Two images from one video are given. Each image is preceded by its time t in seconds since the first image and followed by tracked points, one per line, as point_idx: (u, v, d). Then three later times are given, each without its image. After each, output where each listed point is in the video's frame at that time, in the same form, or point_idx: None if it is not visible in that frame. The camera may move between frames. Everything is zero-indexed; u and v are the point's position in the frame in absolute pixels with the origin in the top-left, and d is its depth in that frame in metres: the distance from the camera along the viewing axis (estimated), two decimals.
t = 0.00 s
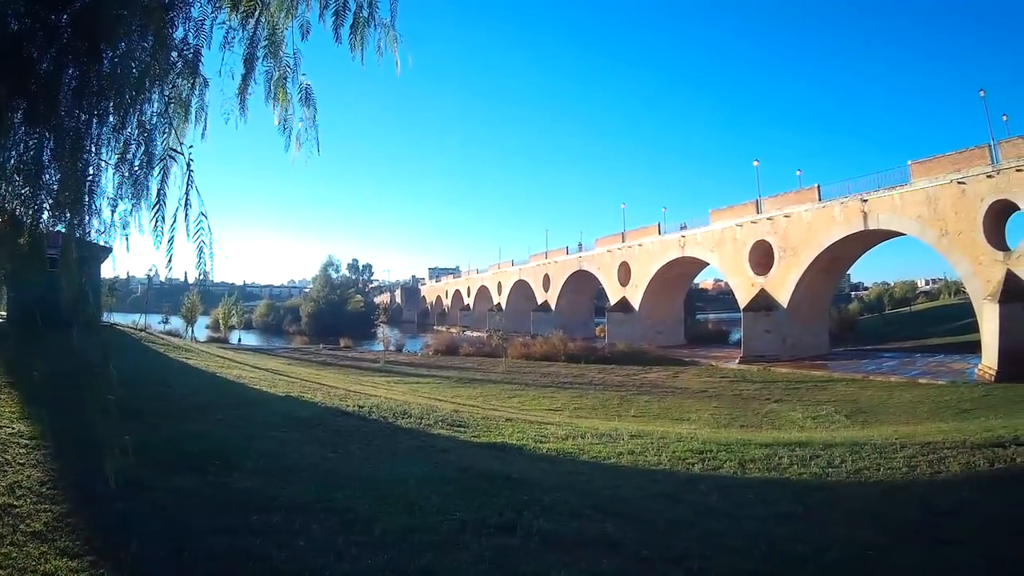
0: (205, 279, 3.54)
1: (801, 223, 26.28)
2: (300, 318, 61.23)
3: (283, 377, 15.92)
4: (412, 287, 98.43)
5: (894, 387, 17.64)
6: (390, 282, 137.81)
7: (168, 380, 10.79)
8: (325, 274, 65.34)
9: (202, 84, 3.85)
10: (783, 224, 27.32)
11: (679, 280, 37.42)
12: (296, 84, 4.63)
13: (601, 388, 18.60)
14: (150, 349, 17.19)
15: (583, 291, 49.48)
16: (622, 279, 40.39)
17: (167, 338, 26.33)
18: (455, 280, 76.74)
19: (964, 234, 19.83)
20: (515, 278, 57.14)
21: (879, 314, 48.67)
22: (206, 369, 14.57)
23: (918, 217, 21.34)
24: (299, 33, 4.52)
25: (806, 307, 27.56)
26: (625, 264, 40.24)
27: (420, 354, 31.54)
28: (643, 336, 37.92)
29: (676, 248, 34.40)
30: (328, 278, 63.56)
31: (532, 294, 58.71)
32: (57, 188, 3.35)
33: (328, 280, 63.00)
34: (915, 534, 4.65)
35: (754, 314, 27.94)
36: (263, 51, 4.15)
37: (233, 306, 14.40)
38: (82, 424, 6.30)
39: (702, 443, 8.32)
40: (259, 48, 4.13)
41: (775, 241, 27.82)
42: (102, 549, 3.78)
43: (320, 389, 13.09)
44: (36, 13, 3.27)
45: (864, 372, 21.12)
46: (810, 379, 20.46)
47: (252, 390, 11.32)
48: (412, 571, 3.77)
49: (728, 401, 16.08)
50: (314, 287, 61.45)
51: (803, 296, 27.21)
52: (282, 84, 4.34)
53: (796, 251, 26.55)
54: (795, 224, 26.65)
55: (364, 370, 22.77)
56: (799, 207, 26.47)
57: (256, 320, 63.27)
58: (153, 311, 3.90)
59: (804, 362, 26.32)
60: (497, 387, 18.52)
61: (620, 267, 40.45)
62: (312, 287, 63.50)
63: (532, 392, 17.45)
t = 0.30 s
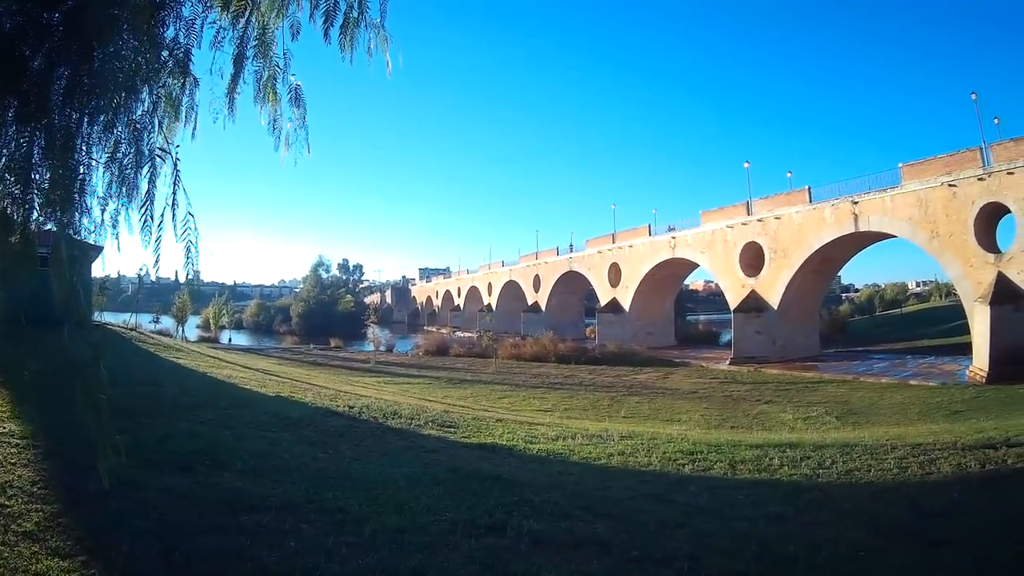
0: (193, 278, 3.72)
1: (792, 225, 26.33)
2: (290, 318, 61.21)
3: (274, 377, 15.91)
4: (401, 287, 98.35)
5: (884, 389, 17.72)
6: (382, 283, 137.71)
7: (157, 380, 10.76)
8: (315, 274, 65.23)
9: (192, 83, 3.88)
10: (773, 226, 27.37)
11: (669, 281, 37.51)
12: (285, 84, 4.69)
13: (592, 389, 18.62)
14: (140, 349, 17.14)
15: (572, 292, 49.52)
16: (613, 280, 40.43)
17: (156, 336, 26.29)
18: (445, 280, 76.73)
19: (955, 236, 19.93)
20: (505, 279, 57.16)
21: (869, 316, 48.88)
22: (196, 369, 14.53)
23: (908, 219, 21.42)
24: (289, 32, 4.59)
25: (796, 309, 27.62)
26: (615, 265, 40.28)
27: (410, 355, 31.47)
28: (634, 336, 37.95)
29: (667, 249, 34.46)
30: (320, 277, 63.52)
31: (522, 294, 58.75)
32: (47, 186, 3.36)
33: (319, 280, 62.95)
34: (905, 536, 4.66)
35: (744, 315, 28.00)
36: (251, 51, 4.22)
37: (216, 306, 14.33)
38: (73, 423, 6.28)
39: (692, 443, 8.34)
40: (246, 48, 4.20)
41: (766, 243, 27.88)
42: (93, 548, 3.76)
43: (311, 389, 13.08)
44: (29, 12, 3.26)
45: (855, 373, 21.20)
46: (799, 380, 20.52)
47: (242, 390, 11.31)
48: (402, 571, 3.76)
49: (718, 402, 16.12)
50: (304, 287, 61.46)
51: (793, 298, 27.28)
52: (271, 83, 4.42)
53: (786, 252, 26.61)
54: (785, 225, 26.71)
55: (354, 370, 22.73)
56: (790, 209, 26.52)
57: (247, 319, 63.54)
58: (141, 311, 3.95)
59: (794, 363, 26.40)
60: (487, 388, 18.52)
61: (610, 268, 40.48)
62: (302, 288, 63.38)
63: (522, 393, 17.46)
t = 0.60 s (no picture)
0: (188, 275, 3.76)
1: (787, 224, 26.36)
2: (285, 316, 61.22)
3: (269, 375, 15.91)
4: (395, 285, 98.22)
5: (878, 387, 17.75)
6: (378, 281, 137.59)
7: (151, 378, 10.74)
8: (311, 272, 65.11)
9: (187, 81, 3.92)
10: (769, 225, 27.41)
11: (664, 279, 37.55)
12: (279, 82, 4.73)
13: (586, 387, 18.64)
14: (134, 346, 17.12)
15: (567, 291, 49.53)
16: (607, 279, 40.44)
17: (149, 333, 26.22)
18: (439, 279, 76.68)
19: (951, 235, 19.96)
20: (500, 277, 57.14)
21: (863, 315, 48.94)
22: (191, 366, 14.52)
23: (904, 218, 21.46)
24: (285, 30, 4.60)
25: (791, 308, 27.65)
26: (610, 263, 40.30)
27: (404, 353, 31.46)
28: (628, 335, 37.99)
29: (662, 248, 34.48)
30: (315, 275, 63.53)
31: (516, 292, 58.75)
32: (43, 184, 3.36)
33: (313, 278, 62.92)
34: (900, 534, 4.67)
35: (739, 313, 28.03)
36: (247, 48, 4.25)
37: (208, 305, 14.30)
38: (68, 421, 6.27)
39: (687, 442, 8.34)
40: (242, 45, 4.21)
41: (761, 242, 27.89)
42: (88, 548, 3.76)
43: (306, 388, 13.07)
44: (27, 11, 3.31)
45: (849, 372, 21.23)
46: (794, 378, 20.53)
47: (236, 387, 11.29)
48: (397, 570, 3.76)
49: (712, 401, 16.14)
50: (299, 285, 61.50)
51: (788, 297, 27.30)
52: (265, 81, 4.39)
53: (782, 251, 26.64)
54: (781, 224, 26.73)
55: (349, 368, 22.74)
56: (785, 208, 26.54)
57: (242, 317, 63.52)
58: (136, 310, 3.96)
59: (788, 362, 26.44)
60: (481, 386, 18.53)
61: (605, 266, 40.49)
62: (297, 286, 63.28)
63: (516, 391, 17.48)
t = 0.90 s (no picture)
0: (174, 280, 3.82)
1: (773, 222, 26.46)
2: (272, 319, 61.10)
3: (256, 378, 15.87)
4: (382, 287, 98.12)
5: (866, 384, 17.83)
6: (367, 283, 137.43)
7: (138, 382, 10.71)
8: (297, 275, 65.10)
9: (171, 83, 4.01)
10: (754, 223, 27.51)
11: (650, 279, 37.68)
12: (262, 84, 4.88)
13: (573, 387, 18.67)
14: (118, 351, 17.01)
15: (554, 291, 49.60)
16: (594, 279, 40.51)
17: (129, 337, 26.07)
18: (425, 280, 76.69)
19: (937, 232, 20.09)
20: (486, 278, 57.17)
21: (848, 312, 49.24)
22: (176, 371, 14.45)
23: (890, 216, 21.58)
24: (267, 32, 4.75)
25: (778, 306, 27.75)
26: (596, 263, 40.36)
27: (391, 355, 31.39)
28: (615, 334, 38.06)
29: (648, 247, 34.57)
30: (301, 278, 63.44)
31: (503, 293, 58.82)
32: (28, 188, 3.40)
33: (300, 281, 62.79)
34: (889, 530, 4.70)
35: (726, 312, 28.12)
36: (231, 49, 4.41)
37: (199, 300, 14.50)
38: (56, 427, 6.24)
39: (675, 441, 8.37)
40: (226, 47, 4.38)
41: (747, 240, 27.99)
42: (77, 554, 3.75)
43: (293, 391, 13.05)
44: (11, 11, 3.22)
45: (838, 369, 21.32)
46: (781, 376, 20.62)
47: (222, 391, 11.25)
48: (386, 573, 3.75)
49: (701, 399, 16.19)
50: (285, 288, 61.42)
51: (775, 295, 27.40)
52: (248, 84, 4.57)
53: (768, 249, 26.74)
54: (766, 223, 26.84)
55: (337, 371, 22.71)
56: (771, 207, 26.65)
57: (229, 321, 63.37)
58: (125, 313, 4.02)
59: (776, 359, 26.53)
60: (468, 387, 18.53)
61: (591, 267, 40.56)
62: (284, 289, 63.21)
63: (504, 392, 17.51)
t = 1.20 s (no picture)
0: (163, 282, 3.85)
1: (760, 223, 26.54)
2: (260, 320, 61.05)
3: (243, 380, 15.83)
4: (369, 288, 98.02)
5: (854, 384, 17.90)
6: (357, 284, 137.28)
7: (123, 384, 10.65)
8: (284, 276, 64.79)
9: (156, 84, 4.04)
10: (742, 224, 27.59)
11: (636, 280, 37.77)
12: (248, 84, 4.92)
13: (561, 388, 18.69)
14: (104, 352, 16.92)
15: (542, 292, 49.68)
16: (581, 280, 40.55)
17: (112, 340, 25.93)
18: (413, 281, 76.69)
19: (925, 232, 20.19)
20: (473, 279, 57.17)
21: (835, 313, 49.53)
22: (163, 372, 14.38)
23: (878, 216, 21.69)
24: (253, 32, 4.78)
25: (765, 306, 27.84)
26: (583, 264, 40.40)
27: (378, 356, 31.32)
28: (602, 335, 38.11)
29: (635, 248, 34.62)
30: (289, 279, 63.34)
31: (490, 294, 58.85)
32: (12, 189, 3.45)
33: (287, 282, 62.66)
34: (877, 530, 4.72)
35: (713, 312, 28.18)
36: (215, 51, 4.47)
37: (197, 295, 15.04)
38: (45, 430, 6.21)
39: (662, 442, 8.38)
40: (211, 48, 4.43)
41: (734, 241, 28.06)
42: (66, 558, 3.73)
43: (280, 392, 13.00)
44: None
45: (825, 369, 21.41)
46: (769, 376, 20.66)
47: (208, 393, 11.20)
48: None
49: (689, 400, 16.22)
50: (273, 289, 61.27)
51: (762, 295, 27.49)
52: (234, 84, 4.61)
53: (755, 250, 26.81)
54: (754, 224, 26.91)
55: (325, 372, 22.65)
56: (758, 207, 26.72)
57: (217, 322, 63.43)
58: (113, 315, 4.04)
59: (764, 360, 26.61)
60: (455, 388, 18.51)
61: (578, 267, 40.60)
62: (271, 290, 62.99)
63: (491, 393, 17.51)
